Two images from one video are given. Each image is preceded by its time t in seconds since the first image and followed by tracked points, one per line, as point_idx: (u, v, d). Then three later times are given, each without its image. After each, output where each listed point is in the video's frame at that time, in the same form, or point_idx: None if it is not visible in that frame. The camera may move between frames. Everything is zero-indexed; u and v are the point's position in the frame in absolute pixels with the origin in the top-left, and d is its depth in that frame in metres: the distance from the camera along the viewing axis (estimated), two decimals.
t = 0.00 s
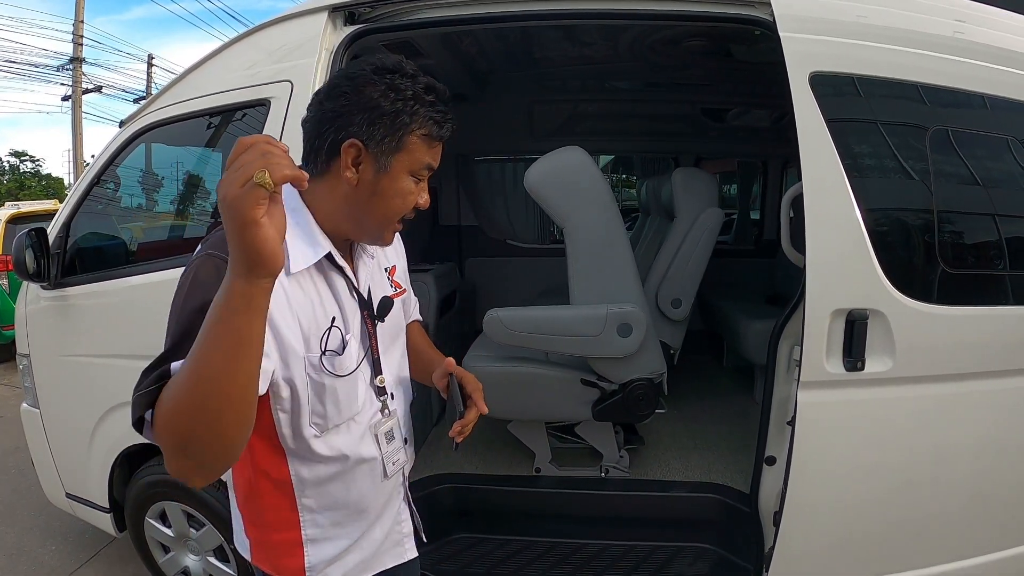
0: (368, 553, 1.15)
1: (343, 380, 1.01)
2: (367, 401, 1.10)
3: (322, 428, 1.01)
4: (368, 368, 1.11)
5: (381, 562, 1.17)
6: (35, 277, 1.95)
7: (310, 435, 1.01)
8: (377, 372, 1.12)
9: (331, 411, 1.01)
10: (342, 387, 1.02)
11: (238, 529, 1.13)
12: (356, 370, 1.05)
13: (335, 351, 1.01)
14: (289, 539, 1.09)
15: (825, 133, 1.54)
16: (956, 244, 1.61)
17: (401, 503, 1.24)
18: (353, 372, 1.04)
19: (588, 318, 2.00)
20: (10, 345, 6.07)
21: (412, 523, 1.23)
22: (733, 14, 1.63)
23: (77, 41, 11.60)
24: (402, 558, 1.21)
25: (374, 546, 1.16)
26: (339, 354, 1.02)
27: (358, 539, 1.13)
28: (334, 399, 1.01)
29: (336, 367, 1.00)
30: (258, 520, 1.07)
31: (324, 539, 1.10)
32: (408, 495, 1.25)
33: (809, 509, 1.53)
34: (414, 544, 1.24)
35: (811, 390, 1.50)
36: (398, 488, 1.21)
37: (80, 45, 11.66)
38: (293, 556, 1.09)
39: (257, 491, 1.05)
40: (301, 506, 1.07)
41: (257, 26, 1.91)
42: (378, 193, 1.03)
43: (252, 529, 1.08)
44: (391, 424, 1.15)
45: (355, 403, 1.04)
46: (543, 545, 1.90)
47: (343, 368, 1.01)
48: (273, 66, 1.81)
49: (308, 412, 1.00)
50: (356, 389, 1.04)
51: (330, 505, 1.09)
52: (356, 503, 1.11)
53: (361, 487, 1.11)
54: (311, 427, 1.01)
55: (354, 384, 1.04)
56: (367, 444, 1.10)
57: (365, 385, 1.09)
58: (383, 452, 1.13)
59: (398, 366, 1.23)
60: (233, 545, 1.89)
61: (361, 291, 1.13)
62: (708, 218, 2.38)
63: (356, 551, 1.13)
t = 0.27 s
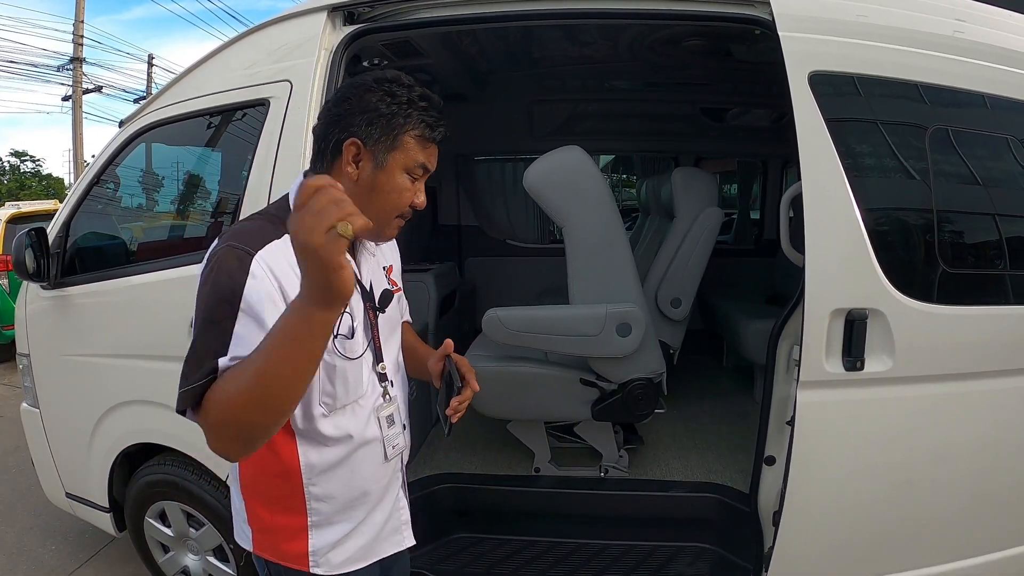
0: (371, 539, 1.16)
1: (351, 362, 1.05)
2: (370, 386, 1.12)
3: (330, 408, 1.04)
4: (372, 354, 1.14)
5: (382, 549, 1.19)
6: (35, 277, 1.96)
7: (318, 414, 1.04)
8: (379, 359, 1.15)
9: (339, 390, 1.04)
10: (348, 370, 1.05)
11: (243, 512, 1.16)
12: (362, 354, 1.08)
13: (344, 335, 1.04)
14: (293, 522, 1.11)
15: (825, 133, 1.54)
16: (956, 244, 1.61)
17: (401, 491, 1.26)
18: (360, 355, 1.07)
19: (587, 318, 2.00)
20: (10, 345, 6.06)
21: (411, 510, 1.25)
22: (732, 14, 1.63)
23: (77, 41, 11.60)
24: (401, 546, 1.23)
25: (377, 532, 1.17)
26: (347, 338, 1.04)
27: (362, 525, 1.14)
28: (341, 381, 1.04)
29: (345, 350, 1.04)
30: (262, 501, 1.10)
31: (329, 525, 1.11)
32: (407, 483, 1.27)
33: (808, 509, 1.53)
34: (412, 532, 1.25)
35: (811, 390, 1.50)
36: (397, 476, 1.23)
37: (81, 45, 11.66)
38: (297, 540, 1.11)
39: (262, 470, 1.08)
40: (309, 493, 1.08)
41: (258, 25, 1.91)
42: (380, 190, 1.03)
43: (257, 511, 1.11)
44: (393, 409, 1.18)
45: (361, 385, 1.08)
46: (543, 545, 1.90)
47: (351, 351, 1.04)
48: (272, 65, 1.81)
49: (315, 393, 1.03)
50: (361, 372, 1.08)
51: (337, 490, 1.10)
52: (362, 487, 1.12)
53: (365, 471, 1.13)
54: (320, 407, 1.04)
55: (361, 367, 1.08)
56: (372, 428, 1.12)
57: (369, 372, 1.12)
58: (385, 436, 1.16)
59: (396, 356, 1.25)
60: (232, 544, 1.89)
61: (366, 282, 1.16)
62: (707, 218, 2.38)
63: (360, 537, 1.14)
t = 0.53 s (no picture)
0: (370, 513, 1.21)
1: (353, 344, 1.15)
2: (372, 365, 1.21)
3: (334, 384, 1.14)
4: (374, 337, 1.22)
5: (382, 524, 1.24)
6: (35, 277, 1.96)
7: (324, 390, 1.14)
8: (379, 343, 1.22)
9: (342, 368, 1.14)
10: (350, 348, 1.14)
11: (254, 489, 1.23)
12: (363, 335, 1.18)
13: (346, 317, 1.14)
14: (298, 494, 1.17)
15: (824, 134, 1.54)
16: (957, 245, 1.61)
17: (400, 469, 1.31)
18: (360, 336, 1.16)
19: (586, 318, 2.01)
20: (10, 345, 6.06)
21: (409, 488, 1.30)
22: (731, 15, 1.63)
23: (77, 42, 11.60)
24: (401, 522, 1.27)
25: (376, 506, 1.22)
26: (348, 320, 1.14)
27: (361, 499, 1.19)
28: (343, 358, 1.13)
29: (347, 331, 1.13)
30: (271, 474, 1.17)
31: (330, 497, 1.17)
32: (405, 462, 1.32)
33: (807, 510, 1.54)
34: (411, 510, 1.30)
35: (809, 391, 1.50)
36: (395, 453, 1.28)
37: (82, 46, 11.67)
38: (301, 514, 1.17)
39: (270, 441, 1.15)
40: (312, 464, 1.14)
41: (258, 26, 1.92)
42: (328, 166, 1.13)
43: (267, 485, 1.18)
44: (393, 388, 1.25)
45: (362, 364, 1.17)
46: (542, 546, 1.90)
47: (351, 332, 1.14)
48: (272, 66, 1.82)
49: (320, 370, 1.13)
50: (363, 353, 1.17)
51: (337, 463, 1.16)
52: (360, 460, 1.18)
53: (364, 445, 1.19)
54: (326, 383, 1.13)
55: (361, 347, 1.17)
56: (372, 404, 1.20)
57: (371, 352, 1.20)
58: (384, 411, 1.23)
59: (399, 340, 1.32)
60: (232, 545, 1.89)
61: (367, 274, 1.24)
62: (705, 219, 2.38)
63: (360, 510, 1.20)
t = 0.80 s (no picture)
0: (366, 489, 1.30)
1: (348, 333, 1.22)
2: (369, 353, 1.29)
3: (331, 370, 1.21)
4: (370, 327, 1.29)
5: (376, 499, 1.33)
6: (37, 277, 1.96)
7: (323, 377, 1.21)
8: (377, 332, 1.30)
9: (339, 355, 1.21)
10: (346, 337, 1.22)
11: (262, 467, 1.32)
12: (359, 325, 1.25)
13: (342, 308, 1.21)
14: (302, 471, 1.26)
15: (822, 136, 1.55)
16: (957, 245, 1.62)
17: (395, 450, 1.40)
18: (355, 325, 1.24)
19: (585, 319, 2.01)
20: (11, 345, 6.06)
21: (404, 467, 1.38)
22: (730, 17, 1.63)
23: (77, 42, 11.59)
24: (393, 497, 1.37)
25: (372, 483, 1.30)
26: (344, 310, 1.22)
27: (359, 476, 1.28)
28: (340, 347, 1.21)
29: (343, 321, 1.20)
30: (277, 452, 1.26)
31: (329, 472, 1.26)
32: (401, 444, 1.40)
33: (806, 509, 1.54)
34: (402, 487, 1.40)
35: (808, 391, 1.51)
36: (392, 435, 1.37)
37: (83, 46, 11.68)
38: (304, 489, 1.26)
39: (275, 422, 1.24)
40: (313, 442, 1.23)
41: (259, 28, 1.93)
42: (340, 172, 1.20)
43: (274, 463, 1.28)
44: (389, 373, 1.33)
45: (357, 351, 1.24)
46: (542, 545, 1.91)
47: (347, 322, 1.22)
48: (274, 68, 1.83)
49: (319, 358, 1.20)
50: (358, 341, 1.24)
51: (335, 441, 1.25)
52: (356, 439, 1.27)
53: (363, 426, 1.28)
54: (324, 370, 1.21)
55: (357, 336, 1.24)
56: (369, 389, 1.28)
57: (368, 341, 1.28)
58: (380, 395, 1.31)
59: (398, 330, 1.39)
60: (233, 544, 1.90)
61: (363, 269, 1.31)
62: (705, 220, 2.38)
63: (357, 486, 1.28)
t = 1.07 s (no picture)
0: (371, 478, 1.31)
1: (348, 324, 1.24)
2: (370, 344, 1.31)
3: (332, 361, 1.24)
4: (371, 319, 1.31)
5: (383, 489, 1.34)
6: (40, 278, 1.98)
7: (323, 368, 1.24)
8: (379, 323, 1.32)
9: (338, 347, 1.23)
10: (346, 329, 1.24)
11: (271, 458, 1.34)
12: (359, 317, 1.27)
13: (340, 301, 1.24)
14: (309, 460, 1.28)
15: (821, 140, 1.56)
16: (958, 247, 1.64)
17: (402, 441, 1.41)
18: (355, 317, 1.26)
19: (585, 320, 2.03)
20: (12, 345, 6.07)
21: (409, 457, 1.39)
22: (729, 21, 1.64)
23: (77, 42, 11.59)
24: (400, 488, 1.37)
25: (377, 472, 1.32)
26: (342, 303, 1.24)
27: (364, 464, 1.30)
28: (339, 338, 1.23)
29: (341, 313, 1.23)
30: (285, 441, 1.29)
31: (335, 459, 1.28)
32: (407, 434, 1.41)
33: (805, 509, 1.56)
34: (410, 478, 1.40)
35: (807, 392, 1.53)
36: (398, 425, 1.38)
37: (83, 46, 11.68)
38: (310, 478, 1.28)
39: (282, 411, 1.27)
40: (319, 430, 1.26)
41: (262, 31, 1.94)
42: (357, 175, 1.24)
43: (282, 453, 1.30)
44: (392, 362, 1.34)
45: (358, 341, 1.26)
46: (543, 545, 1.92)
47: (346, 314, 1.24)
48: (277, 71, 1.84)
49: (320, 350, 1.23)
50: (358, 332, 1.26)
51: (340, 429, 1.27)
52: (361, 427, 1.29)
53: (368, 415, 1.30)
54: (325, 361, 1.24)
55: (358, 328, 1.26)
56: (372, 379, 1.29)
57: (369, 332, 1.30)
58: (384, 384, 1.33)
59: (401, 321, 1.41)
60: (236, 544, 1.92)
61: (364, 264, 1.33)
62: (706, 222, 2.39)
63: (362, 474, 1.30)
